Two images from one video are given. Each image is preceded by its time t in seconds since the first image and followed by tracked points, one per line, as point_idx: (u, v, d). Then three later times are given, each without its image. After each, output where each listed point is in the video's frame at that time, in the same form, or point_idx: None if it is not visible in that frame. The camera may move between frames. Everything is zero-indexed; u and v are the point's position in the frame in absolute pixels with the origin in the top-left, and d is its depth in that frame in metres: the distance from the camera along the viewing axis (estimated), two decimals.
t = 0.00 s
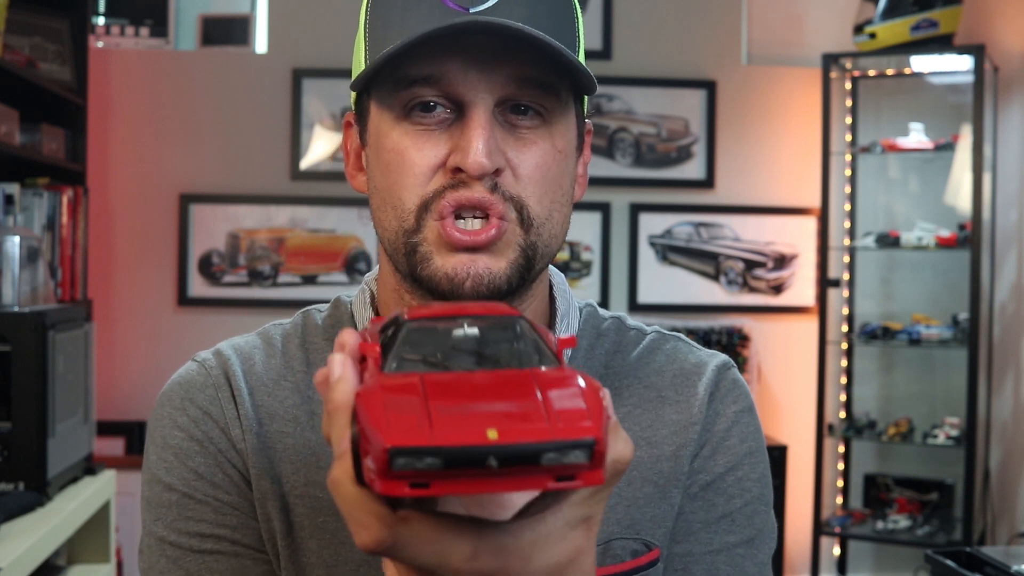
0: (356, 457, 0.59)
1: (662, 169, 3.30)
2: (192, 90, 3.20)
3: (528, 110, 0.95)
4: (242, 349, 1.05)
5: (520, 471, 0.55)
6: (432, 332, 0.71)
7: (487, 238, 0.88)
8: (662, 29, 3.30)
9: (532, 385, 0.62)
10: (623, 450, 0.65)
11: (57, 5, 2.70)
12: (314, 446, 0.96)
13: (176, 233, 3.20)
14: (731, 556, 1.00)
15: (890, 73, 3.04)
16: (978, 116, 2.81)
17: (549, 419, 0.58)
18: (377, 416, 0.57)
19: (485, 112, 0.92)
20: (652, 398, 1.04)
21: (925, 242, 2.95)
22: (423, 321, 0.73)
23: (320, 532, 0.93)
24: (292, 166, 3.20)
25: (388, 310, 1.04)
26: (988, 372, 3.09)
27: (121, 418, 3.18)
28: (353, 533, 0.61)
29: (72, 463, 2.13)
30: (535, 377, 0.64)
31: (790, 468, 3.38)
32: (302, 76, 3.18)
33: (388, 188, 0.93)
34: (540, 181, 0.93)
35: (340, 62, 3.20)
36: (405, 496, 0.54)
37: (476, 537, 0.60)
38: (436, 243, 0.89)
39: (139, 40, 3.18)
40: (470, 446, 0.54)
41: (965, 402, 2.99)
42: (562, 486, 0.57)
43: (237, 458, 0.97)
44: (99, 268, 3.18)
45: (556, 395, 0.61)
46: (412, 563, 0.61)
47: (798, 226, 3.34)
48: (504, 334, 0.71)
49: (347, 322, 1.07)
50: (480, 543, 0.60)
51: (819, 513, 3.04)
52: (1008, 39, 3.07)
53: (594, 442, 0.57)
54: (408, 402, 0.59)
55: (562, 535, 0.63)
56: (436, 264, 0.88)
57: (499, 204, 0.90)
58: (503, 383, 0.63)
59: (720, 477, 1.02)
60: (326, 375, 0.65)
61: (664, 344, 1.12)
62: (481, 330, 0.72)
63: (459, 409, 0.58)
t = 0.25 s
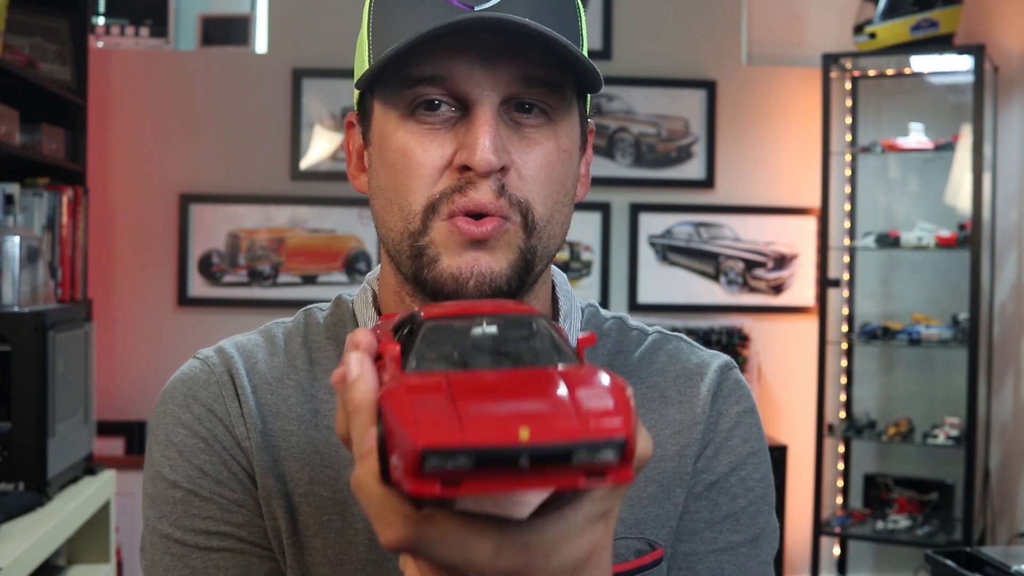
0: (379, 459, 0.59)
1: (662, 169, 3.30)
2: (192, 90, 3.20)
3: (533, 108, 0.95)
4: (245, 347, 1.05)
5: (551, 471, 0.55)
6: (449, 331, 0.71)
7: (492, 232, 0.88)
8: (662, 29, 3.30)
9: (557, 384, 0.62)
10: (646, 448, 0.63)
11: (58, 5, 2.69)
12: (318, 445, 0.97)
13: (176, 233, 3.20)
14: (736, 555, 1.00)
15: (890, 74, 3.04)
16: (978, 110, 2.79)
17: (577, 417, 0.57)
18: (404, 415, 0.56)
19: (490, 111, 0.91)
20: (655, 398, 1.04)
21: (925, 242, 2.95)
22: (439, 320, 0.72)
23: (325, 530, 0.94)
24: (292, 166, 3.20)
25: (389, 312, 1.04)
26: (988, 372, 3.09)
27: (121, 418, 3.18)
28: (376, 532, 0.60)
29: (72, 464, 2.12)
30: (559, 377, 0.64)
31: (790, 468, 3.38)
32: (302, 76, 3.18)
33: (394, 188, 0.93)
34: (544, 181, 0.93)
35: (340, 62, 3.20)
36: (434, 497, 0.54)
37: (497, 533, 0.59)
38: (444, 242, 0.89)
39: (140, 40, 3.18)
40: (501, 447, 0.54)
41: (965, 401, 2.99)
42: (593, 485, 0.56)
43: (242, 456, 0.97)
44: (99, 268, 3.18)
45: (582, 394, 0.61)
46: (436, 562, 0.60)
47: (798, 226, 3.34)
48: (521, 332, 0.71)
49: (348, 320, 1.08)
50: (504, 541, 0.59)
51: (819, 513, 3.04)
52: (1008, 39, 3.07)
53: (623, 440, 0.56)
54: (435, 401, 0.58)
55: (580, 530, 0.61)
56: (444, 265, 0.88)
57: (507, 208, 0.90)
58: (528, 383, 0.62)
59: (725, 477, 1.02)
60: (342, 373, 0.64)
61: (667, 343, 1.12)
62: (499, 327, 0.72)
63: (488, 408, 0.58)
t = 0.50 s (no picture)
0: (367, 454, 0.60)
1: (662, 169, 3.30)
2: (192, 90, 3.20)
3: (539, 111, 0.95)
4: (246, 348, 1.05)
5: (536, 468, 0.56)
6: (445, 332, 0.72)
7: (500, 239, 0.89)
8: (661, 29, 3.30)
9: (546, 379, 0.63)
10: (634, 450, 0.63)
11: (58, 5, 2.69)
12: (319, 446, 0.97)
13: (176, 233, 3.20)
14: (736, 558, 1.00)
15: (890, 73, 3.04)
16: (978, 114, 2.80)
17: (564, 414, 0.58)
18: (391, 407, 0.58)
19: (496, 114, 0.91)
20: (657, 401, 1.04)
21: (925, 242, 2.95)
22: (435, 321, 0.73)
23: (325, 532, 0.94)
24: (292, 166, 3.20)
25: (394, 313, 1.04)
26: (988, 372, 3.09)
27: (121, 418, 3.18)
28: (364, 528, 0.59)
29: (72, 464, 2.12)
30: (549, 373, 0.65)
31: (790, 468, 3.38)
32: (302, 76, 3.18)
33: (397, 189, 0.93)
34: (551, 182, 0.93)
35: (340, 62, 3.20)
36: (419, 490, 0.55)
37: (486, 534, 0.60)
38: (445, 244, 0.89)
39: (139, 39, 3.18)
40: (487, 442, 0.55)
41: (965, 402, 2.99)
42: (577, 480, 0.57)
43: (243, 458, 0.97)
44: (99, 268, 3.18)
45: (571, 390, 0.62)
46: (425, 560, 0.59)
47: (798, 225, 3.34)
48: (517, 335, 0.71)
49: (350, 321, 1.08)
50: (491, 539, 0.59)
51: (819, 513, 3.04)
52: (1008, 38, 3.07)
53: (609, 437, 0.57)
54: (424, 395, 0.60)
55: (570, 533, 0.62)
56: (446, 266, 0.88)
57: (515, 204, 0.90)
58: (515, 377, 0.64)
59: (725, 480, 1.02)
60: (338, 373, 0.65)
61: (668, 346, 1.12)
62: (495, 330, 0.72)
63: (475, 402, 0.59)
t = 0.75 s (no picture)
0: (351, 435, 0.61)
1: (662, 169, 3.30)
2: (192, 90, 3.20)
3: (540, 110, 0.95)
4: (248, 347, 1.05)
5: (512, 448, 0.57)
6: (439, 320, 0.73)
7: (496, 236, 0.89)
8: (662, 29, 3.30)
9: (529, 365, 0.64)
10: (620, 439, 0.64)
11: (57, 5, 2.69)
12: (320, 445, 0.97)
13: (176, 233, 3.20)
14: (734, 557, 1.00)
15: (890, 73, 3.04)
16: (978, 112, 2.80)
17: (543, 397, 0.59)
18: (372, 386, 0.58)
19: (496, 113, 0.91)
20: (657, 400, 1.04)
21: (925, 242, 2.95)
22: (430, 307, 0.74)
23: (325, 531, 0.94)
24: (292, 166, 3.20)
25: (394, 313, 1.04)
26: (988, 372, 3.09)
27: (121, 418, 3.18)
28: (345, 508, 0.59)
29: (72, 464, 2.12)
30: (536, 360, 0.65)
31: (790, 468, 3.38)
32: (302, 76, 3.18)
33: (396, 186, 0.92)
34: (551, 181, 0.93)
35: (340, 62, 3.20)
36: (397, 467, 0.55)
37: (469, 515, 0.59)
38: (442, 241, 0.89)
39: (139, 40, 3.18)
40: (464, 419, 0.55)
41: (965, 401, 2.99)
42: (554, 462, 0.57)
43: (244, 456, 0.97)
44: (99, 268, 3.18)
45: (553, 374, 0.62)
46: (405, 543, 0.59)
47: (798, 226, 3.34)
48: (511, 324, 0.72)
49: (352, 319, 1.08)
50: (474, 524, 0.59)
51: (819, 513, 3.04)
52: (1008, 39, 3.07)
53: (586, 419, 0.58)
54: (406, 375, 0.61)
55: (556, 522, 0.62)
56: (442, 262, 0.89)
57: (516, 202, 0.90)
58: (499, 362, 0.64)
59: (724, 479, 1.02)
60: (330, 357, 0.68)
61: (670, 346, 1.12)
62: (489, 319, 0.73)
63: (456, 383, 0.60)
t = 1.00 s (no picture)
0: (340, 447, 0.63)
1: (662, 169, 3.30)
2: (192, 90, 3.20)
3: (538, 111, 0.95)
4: (247, 347, 1.05)
5: (501, 467, 0.56)
6: (437, 327, 0.73)
7: (494, 238, 0.88)
8: (662, 29, 3.30)
9: (522, 377, 0.63)
10: (615, 454, 0.65)
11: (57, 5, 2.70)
12: (318, 446, 0.97)
13: (176, 233, 3.20)
14: (732, 560, 1.01)
15: (890, 73, 3.04)
16: (978, 113, 2.80)
17: (534, 414, 0.59)
18: (362, 401, 0.59)
19: (493, 115, 0.91)
20: (657, 402, 1.04)
21: (925, 242, 2.95)
22: (427, 315, 0.74)
23: (321, 532, 0.93)
24: (292, 166, 3.20)
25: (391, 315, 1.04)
26: (988, 372, 3.09)
27: (121, 418, 3.18)
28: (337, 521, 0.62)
29: (72, 464, 2.12)
30: (529, 372, 0.64)
31: (790, 468, 3.38)
32: (302, 76, 3.18)
33: (396, 190, 0.93)
34: (546, 183, 0.93)
35: (340, 62, 3.20)
36: (384, 484, 0.56)
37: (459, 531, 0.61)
38: (444, 241, 0.89)
39: (139, 40, 3.18)
40: (452, 439, 0.55)
41: (965, 402, 2.99)
42: (543, 482, 0.57)
43: (241, 457, 0.97)
44: (99, 268, 3.18)
45: (545, 387, 0.62)
46: (397, 554, 0.61)
47: (798, 225, 3.34)
48: (508, 332, 0.73)
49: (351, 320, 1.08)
50: (465, 538, 0.61)
51: (819, 513, 3.04)
52: (1008, 38, 3.07)
53: (577, 440, 0.57)
54: (396, 389, 0.60)
55: (549, 535, 0.64)
56: (444, 264, 0.89)
57: (507, 209, 0.90)
58: (492, 373, 0.64)
59: (723, 482, 1.02)
60: (322, 365, 0.68)
61: (669, 347, 1.12)
62: (485, 326, 0.73)
63: (447, 398, 0.60)
